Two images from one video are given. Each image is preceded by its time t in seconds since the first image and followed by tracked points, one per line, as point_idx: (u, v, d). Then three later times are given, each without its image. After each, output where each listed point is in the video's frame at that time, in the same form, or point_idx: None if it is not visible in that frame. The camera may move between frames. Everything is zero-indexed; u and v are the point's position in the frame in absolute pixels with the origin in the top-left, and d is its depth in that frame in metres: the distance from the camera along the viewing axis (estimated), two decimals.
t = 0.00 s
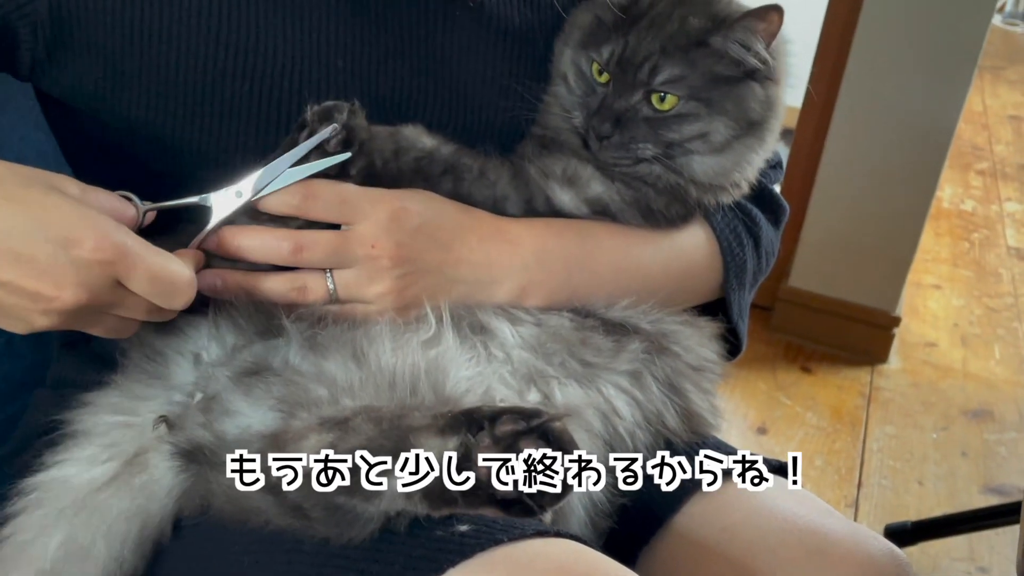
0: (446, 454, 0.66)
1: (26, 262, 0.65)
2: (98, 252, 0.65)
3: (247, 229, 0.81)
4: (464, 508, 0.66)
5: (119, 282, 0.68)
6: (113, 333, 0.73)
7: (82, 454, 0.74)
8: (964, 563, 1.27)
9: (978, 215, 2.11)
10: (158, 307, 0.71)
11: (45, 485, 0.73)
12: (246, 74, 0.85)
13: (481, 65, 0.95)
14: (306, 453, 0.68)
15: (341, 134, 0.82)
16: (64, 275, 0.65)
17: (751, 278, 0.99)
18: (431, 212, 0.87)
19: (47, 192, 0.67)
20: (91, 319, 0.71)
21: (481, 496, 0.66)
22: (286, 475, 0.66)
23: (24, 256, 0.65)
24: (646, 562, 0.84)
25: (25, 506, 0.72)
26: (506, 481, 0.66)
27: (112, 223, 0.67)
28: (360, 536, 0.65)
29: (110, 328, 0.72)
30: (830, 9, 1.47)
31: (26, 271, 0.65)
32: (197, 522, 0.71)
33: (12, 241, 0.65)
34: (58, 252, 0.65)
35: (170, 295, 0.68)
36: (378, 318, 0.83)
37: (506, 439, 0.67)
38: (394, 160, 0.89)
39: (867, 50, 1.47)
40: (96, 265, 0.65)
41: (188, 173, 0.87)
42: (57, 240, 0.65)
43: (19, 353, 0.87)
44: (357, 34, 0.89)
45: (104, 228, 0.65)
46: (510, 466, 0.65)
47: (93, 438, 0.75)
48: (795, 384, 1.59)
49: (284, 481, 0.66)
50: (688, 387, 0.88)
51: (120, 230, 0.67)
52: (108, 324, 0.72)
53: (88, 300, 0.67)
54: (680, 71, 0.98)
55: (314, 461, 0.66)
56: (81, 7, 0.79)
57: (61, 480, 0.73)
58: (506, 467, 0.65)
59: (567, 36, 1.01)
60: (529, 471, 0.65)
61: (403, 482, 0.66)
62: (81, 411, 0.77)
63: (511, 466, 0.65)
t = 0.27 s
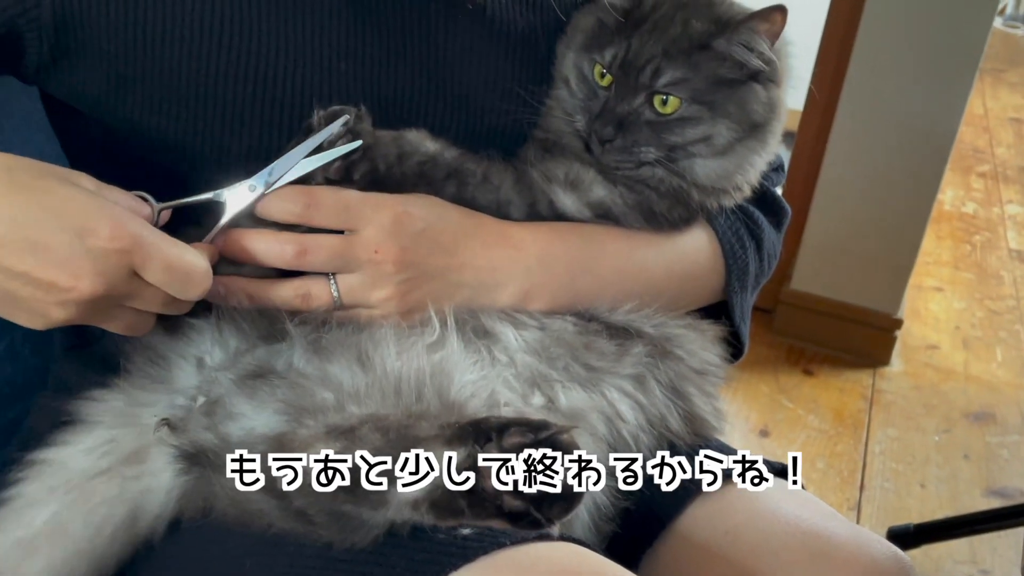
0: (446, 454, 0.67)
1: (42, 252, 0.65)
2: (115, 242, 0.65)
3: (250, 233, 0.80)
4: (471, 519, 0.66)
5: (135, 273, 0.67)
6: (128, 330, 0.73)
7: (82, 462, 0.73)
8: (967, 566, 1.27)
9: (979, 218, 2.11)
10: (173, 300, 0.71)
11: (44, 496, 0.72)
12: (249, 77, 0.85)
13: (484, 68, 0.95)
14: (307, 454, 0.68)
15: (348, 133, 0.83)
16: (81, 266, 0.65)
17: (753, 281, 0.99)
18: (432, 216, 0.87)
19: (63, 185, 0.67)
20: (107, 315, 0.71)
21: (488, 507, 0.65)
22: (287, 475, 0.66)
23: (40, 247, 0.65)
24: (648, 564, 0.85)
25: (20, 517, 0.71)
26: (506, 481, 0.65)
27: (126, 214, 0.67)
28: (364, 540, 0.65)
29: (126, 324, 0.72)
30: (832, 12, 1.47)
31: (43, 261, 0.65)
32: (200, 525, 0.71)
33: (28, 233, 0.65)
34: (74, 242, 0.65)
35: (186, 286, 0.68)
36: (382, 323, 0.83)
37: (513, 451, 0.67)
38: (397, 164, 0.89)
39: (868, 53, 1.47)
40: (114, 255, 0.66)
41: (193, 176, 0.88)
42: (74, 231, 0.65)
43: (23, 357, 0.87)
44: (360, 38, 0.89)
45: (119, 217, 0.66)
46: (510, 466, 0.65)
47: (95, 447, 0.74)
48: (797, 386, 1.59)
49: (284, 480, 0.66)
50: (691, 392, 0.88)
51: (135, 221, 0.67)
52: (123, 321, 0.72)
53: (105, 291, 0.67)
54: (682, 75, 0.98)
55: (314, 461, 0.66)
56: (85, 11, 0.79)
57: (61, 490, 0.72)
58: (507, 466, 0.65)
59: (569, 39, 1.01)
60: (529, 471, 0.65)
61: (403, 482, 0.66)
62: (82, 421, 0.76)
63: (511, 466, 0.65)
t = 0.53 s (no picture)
0: (446, 454, 0.67)
1: (45, 245, 0.65)
2: (119, 234, 0.65)
3: (251, 242, 0.81)
4: (471, 526, 0.66)
5: (139, 268, 0.68)
6: (130, 331, 0.73)
7: (82, 455, 0.73)
8: (967, 568, 1.27)
9: (980, 219, 2.11)
10: (177, 297, 0.71)
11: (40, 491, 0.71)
12: (249, 80, 0.86)
13: (484, 72, 0.95)
14: (307, 454, 0.68)
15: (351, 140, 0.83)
16: (84, 257, 0.64)
17: (753, 285, 0.99)
18: (430, 220, 0.87)
19: (67, 179, 0.67)
20: (107, 313, 0.70)
21: (487, 513, 0.66)
22: (286, 475, 0.66)
23: (43, 238, 0.65)
24: (648, 566, 0.85)
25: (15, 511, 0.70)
26: (506, 480, 0.65)
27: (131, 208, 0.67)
28: (363, 543, 0.65)
29: (128, 324, 0.72)
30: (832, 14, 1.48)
31: (44, 253, 0.65)
32: (198, 526, 0.71)
33: (31, 225, 0.65)
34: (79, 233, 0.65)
35: (190, 279, 0.68)
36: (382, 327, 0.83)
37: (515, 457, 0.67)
38: (396, 169, 0.89)
39: (869, 55, 1.47)
40: (117, 248, 0.66)
41: (195, 180, 0.89)
42: (77, 224, 0.65)
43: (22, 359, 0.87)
44: (360, 41, 0.89)
45: (123, 210, 0.66)
46: (510, 466, 0.65)
47: (94, 443, 0.73)
48: (797, 389, 1.59)
49: (284, 481, 0.66)
50: (691, 396, 0.88)
51: (139, 216, 0.67)
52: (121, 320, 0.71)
53: (108, 286, 0.67)
54: (683, 79, 0.98)
55: (314, 461, 0.66)
56: (85, 15, 0.79)
57: (59, 483, 0.71)
58: (506, 466, 0.65)
59: (569, 43, 1.01)
60: (529, 471, 0.65)
61: (403, 482, 0.66)
62: (81, 415, 0.76)
63: (511, 466, 0.65)
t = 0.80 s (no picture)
0: (447, 454, 0.67)
1: (32, 251, 0.65)
2: (109, 244, 0.66)
3: (248, 239, 0.80)
4: (470, 530, 0.66)
5: (126, 280, 0.68)
6: (108, 344, 0.73)
7: (80, 456, 0.72)
8: (967, 569, 1.27)
9: (981, 220, 2.11)
10: (161, 311, 0.72)
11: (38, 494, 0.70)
12: (248, 83, 0.86)
13: (483, 74, 0.95)
14: (307, 454, 0.68)
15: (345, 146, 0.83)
16: (71, 264, 0.64)
17: (752, 286, 0.99)
18: (429, 221, 0.87)
19: (57, 187, 0.67)
20: (90, 324, 0.70)
21: (484, 517, 0.65)
22: (287, 475, 0.66)
23: (31, 243, 0.65)
24: (648, 567, 0.85)
25: (9, 504, 0.70)
26: (506, 481, 0.64)
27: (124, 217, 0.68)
28: (361, 545, 0.66)
29: (107, 335, 0.72)
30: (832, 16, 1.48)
31: (32, 258, 0.65)
32: (198, 527, 0.71)
33: (19, 230, 0.65)
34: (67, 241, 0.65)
35: (177, 294, 0.69)
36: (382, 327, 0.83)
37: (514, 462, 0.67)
38: (396, 171, 0.89)
39: (870, 56, 1.47)
40: (106, 257, 0.66)
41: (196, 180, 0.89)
42: (68, 231, 0.65)
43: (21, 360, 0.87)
44: (358, 43, 0.89)
45: (115, 221, 0.67)
46: (510, 466, 0.64)
47: (93, 439, 0.74)
48: (798, 390, 1.59)
49: (284, 481, 0.66)
50: (690, 397, 0.88)
51: (130, 227, 0.68)
52: (101, 330, 0.71)
53: (95, 295, 0.67)
54: (683, 81, 0.98)
55: (314, 460, 0.66)
56: (84, 17, 0.79)
57: (57, 480, 0.71)
58: (506, 466, 0.64)
59: (568, 45, 1.02)
60: (529, 470, 0.64)
61: (403, 481, 0.66)
62: (79, 413, 0.76)
63: (511, 466, 0.65)
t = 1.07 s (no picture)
0: (447, 454, 0.67)
1: (31, 253, 0.65)
2: (108, 247, 0.66)
3: (248, 238, 0.80)
4: (465, 533, 0.65)
5: (127, 282, 0.68)
6: (111, 346, 0.72)
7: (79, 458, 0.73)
8: (968, 570, 1.27)
9: (981, 220, 2.11)
10: (163, 312, 0.72)
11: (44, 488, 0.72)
12: (246, 84, 0.86)
13: (482, 73, 0.95)
14: (307, 454, 0.68)
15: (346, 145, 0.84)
16: (72, 268, 0.65)
17: (752, 286, 0.99)
18: (427, 219, 0.87)
19: (56, 190, 0.67)
20: (93, 326, 0.70)
21: (481, 521, 0.65)
22: (286, 475, 0.66)
23: (31, 247, 0.65)
24: (647, 567, 0.85)
25: (20, 482, 0.73)
26: (505, 481, 0.63)
27: (123, 220, 0.68)
28: (360, 546, 0.66)
29: (111, 337, 0.71)
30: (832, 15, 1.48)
31: (32, 260, 0.65)
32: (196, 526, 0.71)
33: (19, 234, 0.65)
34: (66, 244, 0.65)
35: (177, 295, 0.69)
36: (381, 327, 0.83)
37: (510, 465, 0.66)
38: (395, 170, 0.89)
39: (869, 56, 1.47)
40: (106, 259, 0.66)
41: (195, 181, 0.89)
42: (67, 234, 0.65)
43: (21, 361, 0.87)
44: (357, 43, 0.89)
45: (113, 224, 0.67)
46: (510, 466, 0.64)
47: (94, 434, 0.74)
48: (798, 390, 1.59)
49: (284, 481, 0.66)
50: (689, 397, 0.88)
51: (129, 230, 0.68)
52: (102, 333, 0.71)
53: (96, 297, 0.67)
54: (683, 78, 0.98)
55: (314, 460, 0.66)
56: (82, 18, 0.79)
57: (60, 469, 0.73)
58: (506, 466, 0.63)
59: (568, 44, 1.01)
60: (529, 471, 0.63)
61: (402, 482, 0.66)
62: (78, 413, 0.76)
63: (511, 466, 0.64)
